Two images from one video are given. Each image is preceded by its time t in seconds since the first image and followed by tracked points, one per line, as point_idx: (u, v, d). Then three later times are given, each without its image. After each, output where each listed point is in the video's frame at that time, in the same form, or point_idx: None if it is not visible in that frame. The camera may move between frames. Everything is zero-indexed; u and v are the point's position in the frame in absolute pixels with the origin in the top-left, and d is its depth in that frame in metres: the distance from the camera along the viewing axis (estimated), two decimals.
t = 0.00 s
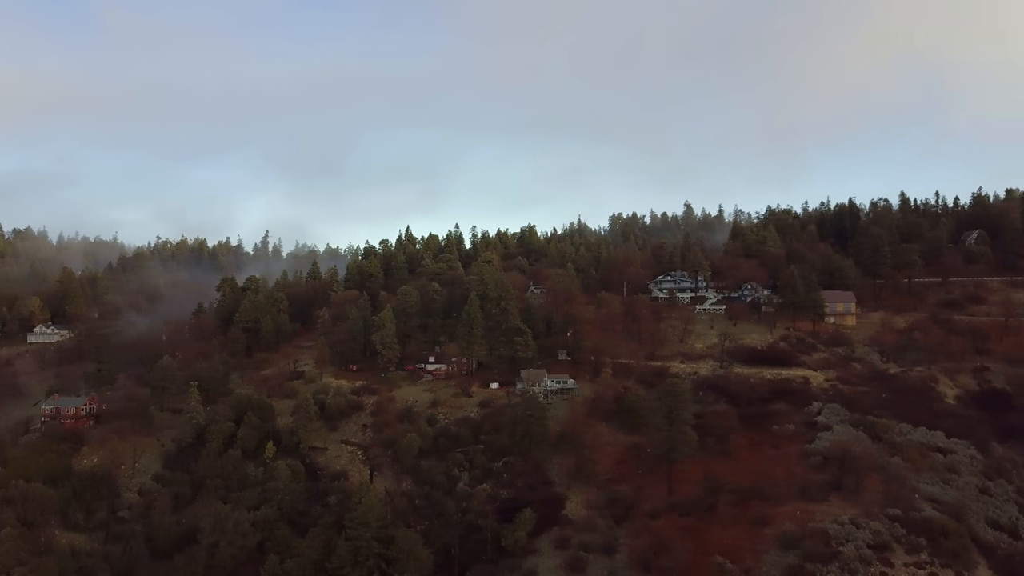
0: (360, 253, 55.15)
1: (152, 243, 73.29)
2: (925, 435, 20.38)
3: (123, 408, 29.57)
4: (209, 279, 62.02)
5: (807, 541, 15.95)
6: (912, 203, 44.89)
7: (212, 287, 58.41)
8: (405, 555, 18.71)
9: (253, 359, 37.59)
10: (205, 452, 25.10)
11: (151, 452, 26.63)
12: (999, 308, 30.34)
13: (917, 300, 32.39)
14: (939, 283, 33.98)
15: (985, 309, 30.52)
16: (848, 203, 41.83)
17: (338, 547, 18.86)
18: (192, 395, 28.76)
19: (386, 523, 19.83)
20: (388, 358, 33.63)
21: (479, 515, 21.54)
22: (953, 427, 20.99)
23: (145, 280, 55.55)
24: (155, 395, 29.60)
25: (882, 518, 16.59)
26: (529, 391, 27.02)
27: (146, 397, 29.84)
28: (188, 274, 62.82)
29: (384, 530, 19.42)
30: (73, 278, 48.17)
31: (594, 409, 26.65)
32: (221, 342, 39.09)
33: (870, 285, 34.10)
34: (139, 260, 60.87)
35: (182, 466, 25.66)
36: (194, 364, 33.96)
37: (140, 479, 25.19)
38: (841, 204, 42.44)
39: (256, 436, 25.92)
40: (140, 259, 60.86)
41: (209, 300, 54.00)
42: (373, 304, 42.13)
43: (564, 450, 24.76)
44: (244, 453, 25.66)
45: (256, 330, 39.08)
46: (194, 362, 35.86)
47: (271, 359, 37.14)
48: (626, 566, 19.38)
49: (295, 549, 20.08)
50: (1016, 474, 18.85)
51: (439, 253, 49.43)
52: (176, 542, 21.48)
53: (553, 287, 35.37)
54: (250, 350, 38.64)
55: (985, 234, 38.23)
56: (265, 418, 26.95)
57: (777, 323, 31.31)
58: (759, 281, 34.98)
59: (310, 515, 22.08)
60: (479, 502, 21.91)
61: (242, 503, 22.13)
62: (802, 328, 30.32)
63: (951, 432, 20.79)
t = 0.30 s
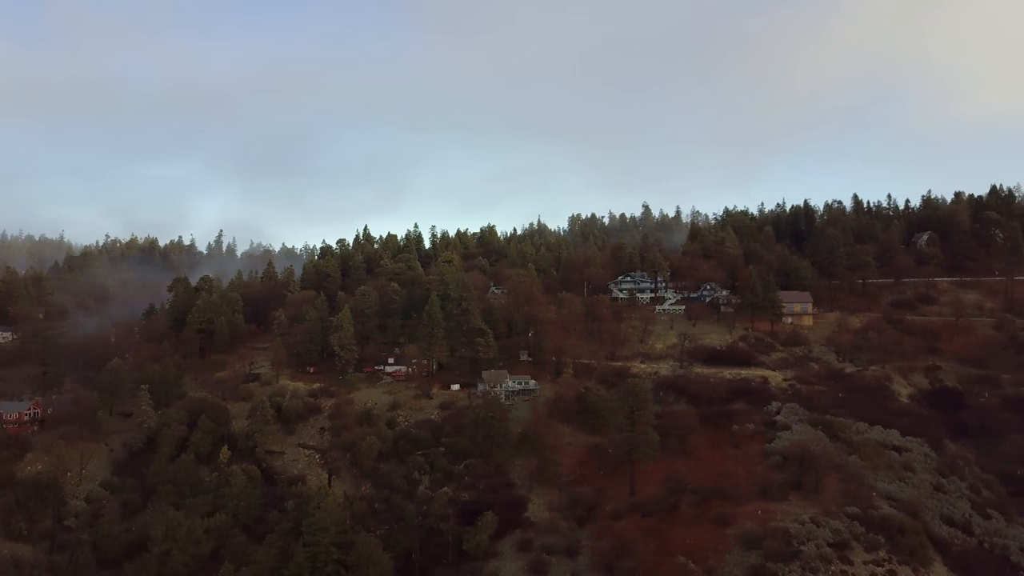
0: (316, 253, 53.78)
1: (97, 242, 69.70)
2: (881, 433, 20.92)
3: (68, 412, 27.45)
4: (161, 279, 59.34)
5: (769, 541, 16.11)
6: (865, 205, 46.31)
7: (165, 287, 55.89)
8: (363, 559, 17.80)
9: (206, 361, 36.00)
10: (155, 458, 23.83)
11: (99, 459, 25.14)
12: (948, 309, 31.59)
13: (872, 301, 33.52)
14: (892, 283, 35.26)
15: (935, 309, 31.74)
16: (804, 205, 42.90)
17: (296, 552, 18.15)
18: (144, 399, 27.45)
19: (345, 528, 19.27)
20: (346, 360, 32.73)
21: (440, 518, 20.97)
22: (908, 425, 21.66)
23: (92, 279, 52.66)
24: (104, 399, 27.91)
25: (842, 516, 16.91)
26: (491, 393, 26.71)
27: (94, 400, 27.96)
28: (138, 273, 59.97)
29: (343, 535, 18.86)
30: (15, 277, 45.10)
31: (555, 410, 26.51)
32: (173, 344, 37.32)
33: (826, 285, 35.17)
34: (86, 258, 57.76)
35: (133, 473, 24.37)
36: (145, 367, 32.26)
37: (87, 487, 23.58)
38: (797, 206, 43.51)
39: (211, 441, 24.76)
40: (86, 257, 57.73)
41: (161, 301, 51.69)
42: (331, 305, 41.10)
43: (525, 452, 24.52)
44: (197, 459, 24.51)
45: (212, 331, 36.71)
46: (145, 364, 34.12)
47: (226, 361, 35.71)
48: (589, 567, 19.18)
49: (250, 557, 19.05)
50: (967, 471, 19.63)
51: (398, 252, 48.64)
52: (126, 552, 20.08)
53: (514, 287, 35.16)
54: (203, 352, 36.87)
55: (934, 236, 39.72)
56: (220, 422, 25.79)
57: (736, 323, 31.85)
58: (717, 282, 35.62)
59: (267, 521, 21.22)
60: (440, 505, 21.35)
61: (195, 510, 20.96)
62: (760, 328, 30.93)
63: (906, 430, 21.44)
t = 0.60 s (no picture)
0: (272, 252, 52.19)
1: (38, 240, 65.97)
2: (839, 432, 21.42)
3: (9, 419, 25.97)
4: (110, 278, 56.44)
5: (732, 541, 16.26)
6: (818, 207, 47.65)
7: (115, 286, 53.12)
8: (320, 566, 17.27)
9: (158, 363, 34.17)
10: (103, 464, 22.59)
11: (44, 466, 23.65)
12: (900, 309, 32.72)
13: (828, 300, 34.53)
14: (846, 284, 36.38)
15: (888, 309, 32.83)
16: (760, 207, 43.74)
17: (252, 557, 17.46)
18: (92, 402, 26.00)
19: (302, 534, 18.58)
20: (302, 362, 31.71)
21: (400, 522, 20.39)
22: (863, 424, 22.29)
23: (36, 276, 49.59)
24: (49, 403, 26.11)
25: (801, 515, 17.23)
26: (451, 395, 26.31)
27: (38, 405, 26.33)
28: (84, 271, 56.90)
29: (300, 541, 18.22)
30: None
31: (516, 410, 26.25)
32: (121, 344, 35.41)
33: (784, 285, 36.11)
34: (25, 255, 54.49)
35: (79, 480, 23.05)
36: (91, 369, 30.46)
37: (30, 495, 22.16)
38: (754, 208, 44.33)
39: (162, 446, 23.68)
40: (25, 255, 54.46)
41: (111, 301, 49.13)
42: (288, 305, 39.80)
43: (486, 454, 24.10)
44: (148, 464, 23.39)
45: (163, 333, 35.12)
46: (92, 366, 32.29)
47: (178, 363, 33.93)
48: (551, 569, 18.94)
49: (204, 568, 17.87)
50: (920, 468, 20.31)
51: (356, 252, 47.59)
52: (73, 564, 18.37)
53: (474, 287, 34.76)
54: (154, 354, 35.00)
55: (886, 238, 41.03)
56: (172, 427, 24.72)
57: (695, 323, 32.30)
58: (676, 281, 36.07)
59: (221, 527, 20.29)
60: (400, 509, 20.78)
61: (145, 518, 19.89)
62: (719, 328, 31.46)
63: (862, 429, 22.05)
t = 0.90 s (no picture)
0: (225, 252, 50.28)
1: None
2: (796, 431, 21.91)
3: None
4: (53, 276, 53.14)
5: (693, 541, 16.38)
6: (773, 209, 48.93)
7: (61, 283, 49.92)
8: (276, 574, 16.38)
9: (104, 365, 32.26)
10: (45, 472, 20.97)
11: None
12: (854, 309, 33.80)
13: (784, 301, 35.41)
14: (802, 285, 37.37)
15: (842, 310, 33.89)
16: (716, 208, 44.58)
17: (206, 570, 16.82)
18: (34, 408, 24.29)
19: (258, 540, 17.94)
20: (256, 364, 30.56)
21: (359, 527, 19.73)
22: (820, 423, 22.88)
23: None
24: None
25: (762, 514, 17.47)
26: (411, 397, 25.76)
27: None
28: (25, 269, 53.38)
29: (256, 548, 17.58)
30: None
31: (476, 412, 25.93)
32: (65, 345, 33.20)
33: (741, 286, 36.92)
34: None
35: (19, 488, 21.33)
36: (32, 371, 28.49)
37: None
38: (710, 210, 45.15)
39: (109, 451, 22.15)
40: None
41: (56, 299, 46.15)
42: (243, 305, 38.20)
43: (446, 456, 23.54)
44: (96, 471, 21.84)
45: (111, 334, 33.33)
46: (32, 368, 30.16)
47: (127, 365, 32.21)
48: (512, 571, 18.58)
49: None
50: (875, 466, 20.97)
51: (312, 251, 46.31)
52: None
53: (434, 287, 34.21)
54: (101, 357, 33.33)
55: (839, 240, 42.38)
56: (121, 432, 23.14)
57: (654, 323, 32.65)
58: (635, 281, 36.41)
59: (173, 536, 18.94)
60: (359, 513, 20.11)
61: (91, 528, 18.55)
62: (677, 328, 31.88)
63: (819, 428, 22.63)
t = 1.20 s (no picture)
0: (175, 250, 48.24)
1: None
2: (754, 431, 22.31)
3: None
4: None
5: (654, 542, 16.46)
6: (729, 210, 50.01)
7: None
8: None
9: (47, 369, 30.33)
10: None
11: None
12: (808, 309, 34.80)
13: (739, 301, 36.22)
14: (758, 285, 38.31)
15: (797, 310, 34.86)
16: (674, 209, 45.25)
17: None
18: None
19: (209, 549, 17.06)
20: (208, 367, 29.29)
21: (316, 532, 19.12)
22: (777, 423, 23.38)
23: None
24: None
25: (722, 514, 17.68)
26: (368, 399, 25.12)
27: None
28: None
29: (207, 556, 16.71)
30: None
31: (435, 414, 25.47)
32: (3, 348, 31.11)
33: (697, 286, 37.61)
34: None
35: None
36: None
37: None
38: (667, 211, 45.77)
39: (52, 458, 20.80)
40: None
41: None
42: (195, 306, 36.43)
43: (405, 459, 22.93)
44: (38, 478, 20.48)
45: (55, 335, 31.36)
46: None
47: (71, 368, 30.49)
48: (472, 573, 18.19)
49: None
50: (831, 464, 21.57)
51: (265, 250, 44.81)
52: None
53: (393, 287, 33.50)
54: (43, 360, 31.30)
55: (793, 241, 43.64)
56: (65, 438, 21.72)
57: (612, 323, 32.90)
58: (594, 281, 36.62)
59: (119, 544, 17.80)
60: (316, 519, 19.48)
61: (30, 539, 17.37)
62: (635, 328, 32.16)
63: (776, 427, 23.13)
